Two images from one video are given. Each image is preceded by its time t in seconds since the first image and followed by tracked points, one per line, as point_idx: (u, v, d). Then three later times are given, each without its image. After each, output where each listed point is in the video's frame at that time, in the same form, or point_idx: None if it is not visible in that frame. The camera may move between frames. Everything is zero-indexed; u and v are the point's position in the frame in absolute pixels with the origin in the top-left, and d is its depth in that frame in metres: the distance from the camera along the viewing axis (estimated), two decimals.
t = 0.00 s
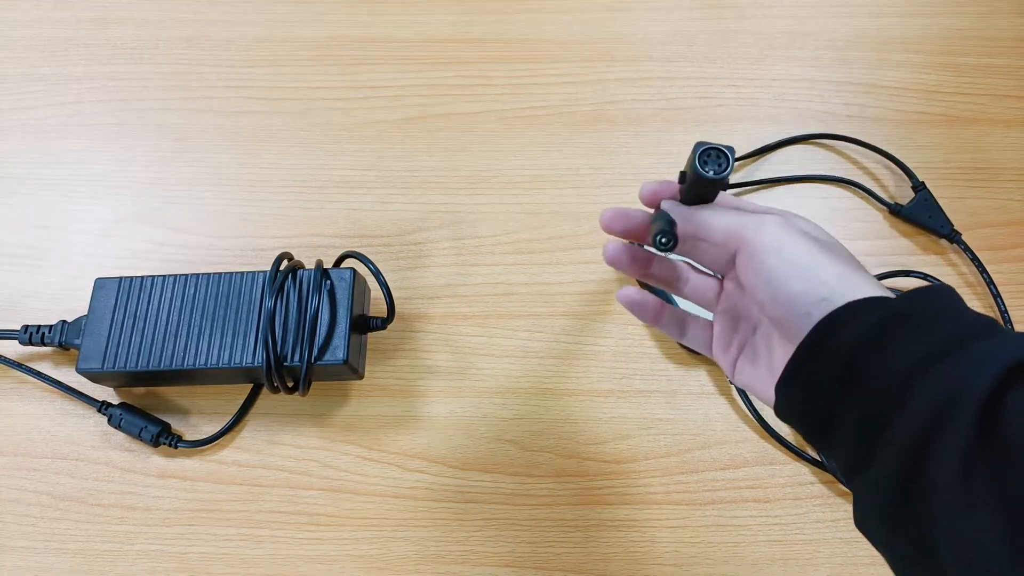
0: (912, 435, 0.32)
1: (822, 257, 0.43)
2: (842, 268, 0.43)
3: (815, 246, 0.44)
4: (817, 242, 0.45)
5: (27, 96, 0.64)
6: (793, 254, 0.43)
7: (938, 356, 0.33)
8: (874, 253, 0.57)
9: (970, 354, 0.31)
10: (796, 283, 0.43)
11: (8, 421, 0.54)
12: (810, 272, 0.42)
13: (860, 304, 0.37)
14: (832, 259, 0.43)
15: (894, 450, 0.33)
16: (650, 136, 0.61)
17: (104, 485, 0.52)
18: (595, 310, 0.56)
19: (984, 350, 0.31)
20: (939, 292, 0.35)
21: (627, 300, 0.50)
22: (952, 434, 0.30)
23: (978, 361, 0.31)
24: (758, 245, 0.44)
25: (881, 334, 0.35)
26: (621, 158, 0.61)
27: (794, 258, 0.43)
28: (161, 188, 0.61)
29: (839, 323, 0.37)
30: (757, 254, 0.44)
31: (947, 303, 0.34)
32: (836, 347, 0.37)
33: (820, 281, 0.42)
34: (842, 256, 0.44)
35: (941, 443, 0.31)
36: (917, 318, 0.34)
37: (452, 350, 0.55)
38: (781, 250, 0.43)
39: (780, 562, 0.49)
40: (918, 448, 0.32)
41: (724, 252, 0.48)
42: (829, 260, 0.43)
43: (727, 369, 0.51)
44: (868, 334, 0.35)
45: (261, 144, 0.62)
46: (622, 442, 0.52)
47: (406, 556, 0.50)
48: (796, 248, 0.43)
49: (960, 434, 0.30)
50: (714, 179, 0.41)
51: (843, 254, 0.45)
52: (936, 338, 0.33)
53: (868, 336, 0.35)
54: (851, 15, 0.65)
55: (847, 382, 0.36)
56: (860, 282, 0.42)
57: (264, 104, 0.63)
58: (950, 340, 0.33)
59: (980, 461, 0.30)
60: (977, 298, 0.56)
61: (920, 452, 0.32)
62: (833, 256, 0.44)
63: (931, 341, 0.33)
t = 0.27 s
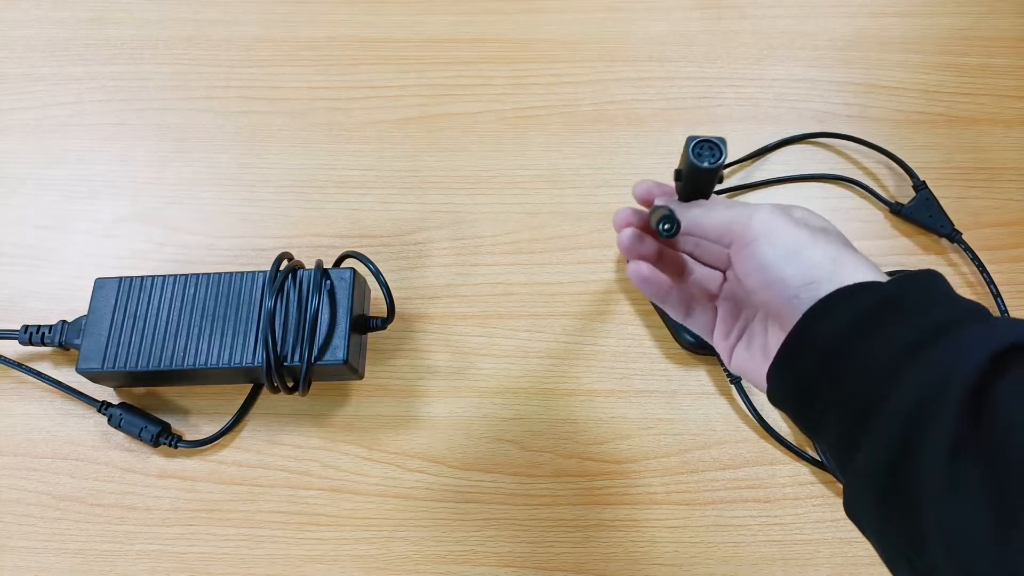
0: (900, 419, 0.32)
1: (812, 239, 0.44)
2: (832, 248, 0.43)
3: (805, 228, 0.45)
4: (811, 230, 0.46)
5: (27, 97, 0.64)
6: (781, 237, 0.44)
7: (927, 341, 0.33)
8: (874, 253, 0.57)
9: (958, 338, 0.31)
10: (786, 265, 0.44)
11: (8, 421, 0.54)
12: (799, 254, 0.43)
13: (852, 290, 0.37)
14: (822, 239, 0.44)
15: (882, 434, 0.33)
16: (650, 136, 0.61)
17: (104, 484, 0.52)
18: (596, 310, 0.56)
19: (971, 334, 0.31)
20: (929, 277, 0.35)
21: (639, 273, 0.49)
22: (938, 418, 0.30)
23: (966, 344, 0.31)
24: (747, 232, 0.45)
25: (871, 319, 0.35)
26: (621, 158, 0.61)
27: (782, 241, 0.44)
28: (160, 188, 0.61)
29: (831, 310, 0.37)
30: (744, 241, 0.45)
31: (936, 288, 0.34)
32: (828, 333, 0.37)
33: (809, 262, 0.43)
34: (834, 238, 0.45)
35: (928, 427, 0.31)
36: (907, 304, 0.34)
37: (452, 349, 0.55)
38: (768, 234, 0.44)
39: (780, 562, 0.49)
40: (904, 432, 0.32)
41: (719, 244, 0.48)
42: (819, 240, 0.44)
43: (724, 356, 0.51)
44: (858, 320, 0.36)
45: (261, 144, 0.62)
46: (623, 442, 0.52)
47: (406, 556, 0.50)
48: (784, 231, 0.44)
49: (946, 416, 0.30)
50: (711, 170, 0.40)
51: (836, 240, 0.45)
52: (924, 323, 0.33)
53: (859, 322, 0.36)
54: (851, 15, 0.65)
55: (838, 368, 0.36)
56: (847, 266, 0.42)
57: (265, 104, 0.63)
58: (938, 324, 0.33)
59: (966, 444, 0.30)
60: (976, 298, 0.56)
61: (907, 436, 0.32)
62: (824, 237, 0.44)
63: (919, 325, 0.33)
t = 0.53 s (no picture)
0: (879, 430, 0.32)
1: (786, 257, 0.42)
2: (808, 267, 0.42)
3: (782, 245, 0.44)
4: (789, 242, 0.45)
5: (27, 97, 0.64)
6: (754, 258, 0.43)
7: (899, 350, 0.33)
8: (875, 253, 0.57)
9: (931, 346, 0.31)
10: (759, 287, 0.42)
11: (8, 421, 0.54)
12: (771, 275, 0.42)
13: (824, 301, 0.36)
14: (798, 257, 0.42)
15: (861, 446, 0.33)
16: (650, 135, 0.61)
17: (104, 484, 0.52)
18: (596, 309, 0.56)
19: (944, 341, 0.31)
20: (898, 283, 0.35)
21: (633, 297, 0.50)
22: (916, 429, 0.30)
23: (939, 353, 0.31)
24: (718, 254, 0.44)
25: (844, 329, 0.35)
26: (621, 157, 0.61)
27: (753, 262, 0.43)
28: (161, 188, 0.61)
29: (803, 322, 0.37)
30: (718, 264, 0.44)
31: (904, 294, 0.34)
32: (800, 345, 0.36)
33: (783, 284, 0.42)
34: (812, 252, 0.43)
35: (907, 438, 0.31)
36: (878, 311, 0.34)
37: (451, 349, 0.55)
38: (740, 255, 0.43)
39: (780, 562, 0.49)
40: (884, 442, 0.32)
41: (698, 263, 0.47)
42: (795, 258, 0.42)
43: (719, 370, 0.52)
44: (831, 331, 0.35)
45: (261, 144, 0.62)
46: (623, 442, 0.52)
47: (406, 556, 0.50)
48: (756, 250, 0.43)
49: (924, 428, 0.30)
50: (683, 199, 0.41)
51: (815, 251, 0.44)
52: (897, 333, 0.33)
53: (831, 333, 0.35)
54: (851, 15, 0.65)
55: (812, 379, 0.36)
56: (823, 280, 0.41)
57: (265, 104, 0.63)
58: (910, 332, 0.33)
59: (946, 454, 0.30)
60: (976, 298, 0.56)
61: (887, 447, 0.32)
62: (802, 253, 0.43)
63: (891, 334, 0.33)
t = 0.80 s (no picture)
0: (874, 429, 0.32)
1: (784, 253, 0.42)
2: (806, 262, 0.42)
3: (780, 241, 0.43)
4: (788, 238, 0.44)
5: (27, 97, 0.64)
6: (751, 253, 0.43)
7: (893, 348, 0.33)
8: (875, 252, 0.57)
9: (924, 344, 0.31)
10: (756, 282, 0.42)
11: (8, 421, 0.54)
12: (768, 270, 0.42)
13: (819, 299, 0.36)
14: (796, 253, 0.42)
15: (857, 445, 0.33)
16: (650, 135, 0.61)
17: (104, 484, 0.52)
18: (595, 309, 0.56)
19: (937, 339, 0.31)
20: (893, 280, 0.35)
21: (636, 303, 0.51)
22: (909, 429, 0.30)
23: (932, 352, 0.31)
24: (716, 249, 0.44)
25: (839, 327, 0.35)
26: (621, 157, 0.61)
27: (750, 257, 0.42)
28: (161, 188, 0.61)
29: (798, 320, 0.37)
30: (716, 258, 0.44)
31: (900, 290, 0.34)
32: (797, 343, 0.37)
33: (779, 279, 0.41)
34: (811, 249, 0.43)
35: (901, 437, 0.31)
36: (873, 309, 0.34)
37: (451, 349, 0.55)
38: (737, 250, 0.43)
39: (780, 562, 0.49)
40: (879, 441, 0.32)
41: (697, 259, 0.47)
42: (793, 254, 0.42)
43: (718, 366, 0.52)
44: (826, 330, 0.35)
45: (261, 144, 0.62)
46: (623, 442, 0.52)
47: (406, 556, 0.50)
48: (753, 245, 0.43)
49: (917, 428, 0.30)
50: (682, 194, 0.41)
51: (814, 247, 0.44)
52: (891, 331, 0.33)
53: (826, 331, 0.35)
54: (851, 15, 0.65)
55: (810, 377, 0.36)
56: (821, 275, 0.41)
57: (265, 104, 0.63)
58: (904, 330, 0.33)
59: (941, 454, 0.30)
60: (977, 298, 0.56)
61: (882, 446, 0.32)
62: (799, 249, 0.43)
63: (886, 332, 0.33)
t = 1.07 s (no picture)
0: (869, 426, 0.32)
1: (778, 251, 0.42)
2: (800, 261, 0.42)
3: (774, 240, 0.43)
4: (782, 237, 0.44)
5: (27, 97, 0.64)
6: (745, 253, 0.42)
7: (889, 345, 0.33)
8: (875, 253, 0.57)
9: (919, 341, 0.31)
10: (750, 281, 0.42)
11: (8, 421, 0.54)
12: (762, 270, 0.42)
13: (816, 297, 0.37)
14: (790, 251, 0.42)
15: (850, 441, 0.33)
16: (649, 135, 0.61)
17: (104, 484, 0.52)
18: (595, 309, 0.56)
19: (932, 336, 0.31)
20: (888, 277, 0.35)
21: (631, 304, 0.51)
22: (904, 424, 0.30)
23: (926, 348, 0.31)
24: (711, 247, 0.44)
25: (834, 325, 0.35)
26: (621, 157, 0.61)
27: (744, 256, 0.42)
28: (160, 188, 0.61)
29: (795, 318, 0.37)
30: (710, 257, 0.44)
31: (896, 288, 0.34)
32: (793, 341, 0.37)
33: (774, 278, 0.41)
34: (805, 248, 0.43)
35: (894, 432, 0.31)
36: (869, 306, 0.34)
37: (451, 349, 0.55)
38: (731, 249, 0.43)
39: (780, 562, 0.49)
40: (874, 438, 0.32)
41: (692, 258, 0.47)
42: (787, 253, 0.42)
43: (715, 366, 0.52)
44: (821, 328, 0.35)
45: (261, 144, 0.62)
46: (623, 442, 0.52)
47: (405, 556, 0.50)
48: (748, 244, 0.43)
49: (911, 423, 0.30)
50: (676, 194, 0.41)
51: (808, 246, 0.44)
52: (887, 328, 0.33)
53: (822, 328, 0.35)
54: (851, 15, 0.65)
55: (805, 375, 0.36)
56: (814, 274, 0.41)
57: (266, 104, 0.63)
58: (900, 327, 0.33)
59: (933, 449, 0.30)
60: (976, 298, 0.56)
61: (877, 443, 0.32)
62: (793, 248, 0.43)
63: (881, 329, 0.33)
